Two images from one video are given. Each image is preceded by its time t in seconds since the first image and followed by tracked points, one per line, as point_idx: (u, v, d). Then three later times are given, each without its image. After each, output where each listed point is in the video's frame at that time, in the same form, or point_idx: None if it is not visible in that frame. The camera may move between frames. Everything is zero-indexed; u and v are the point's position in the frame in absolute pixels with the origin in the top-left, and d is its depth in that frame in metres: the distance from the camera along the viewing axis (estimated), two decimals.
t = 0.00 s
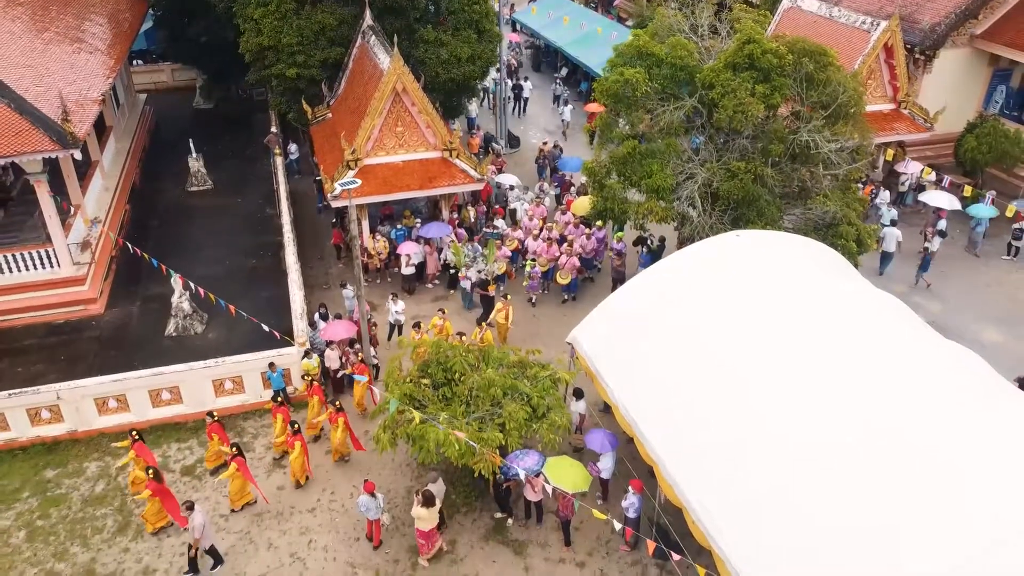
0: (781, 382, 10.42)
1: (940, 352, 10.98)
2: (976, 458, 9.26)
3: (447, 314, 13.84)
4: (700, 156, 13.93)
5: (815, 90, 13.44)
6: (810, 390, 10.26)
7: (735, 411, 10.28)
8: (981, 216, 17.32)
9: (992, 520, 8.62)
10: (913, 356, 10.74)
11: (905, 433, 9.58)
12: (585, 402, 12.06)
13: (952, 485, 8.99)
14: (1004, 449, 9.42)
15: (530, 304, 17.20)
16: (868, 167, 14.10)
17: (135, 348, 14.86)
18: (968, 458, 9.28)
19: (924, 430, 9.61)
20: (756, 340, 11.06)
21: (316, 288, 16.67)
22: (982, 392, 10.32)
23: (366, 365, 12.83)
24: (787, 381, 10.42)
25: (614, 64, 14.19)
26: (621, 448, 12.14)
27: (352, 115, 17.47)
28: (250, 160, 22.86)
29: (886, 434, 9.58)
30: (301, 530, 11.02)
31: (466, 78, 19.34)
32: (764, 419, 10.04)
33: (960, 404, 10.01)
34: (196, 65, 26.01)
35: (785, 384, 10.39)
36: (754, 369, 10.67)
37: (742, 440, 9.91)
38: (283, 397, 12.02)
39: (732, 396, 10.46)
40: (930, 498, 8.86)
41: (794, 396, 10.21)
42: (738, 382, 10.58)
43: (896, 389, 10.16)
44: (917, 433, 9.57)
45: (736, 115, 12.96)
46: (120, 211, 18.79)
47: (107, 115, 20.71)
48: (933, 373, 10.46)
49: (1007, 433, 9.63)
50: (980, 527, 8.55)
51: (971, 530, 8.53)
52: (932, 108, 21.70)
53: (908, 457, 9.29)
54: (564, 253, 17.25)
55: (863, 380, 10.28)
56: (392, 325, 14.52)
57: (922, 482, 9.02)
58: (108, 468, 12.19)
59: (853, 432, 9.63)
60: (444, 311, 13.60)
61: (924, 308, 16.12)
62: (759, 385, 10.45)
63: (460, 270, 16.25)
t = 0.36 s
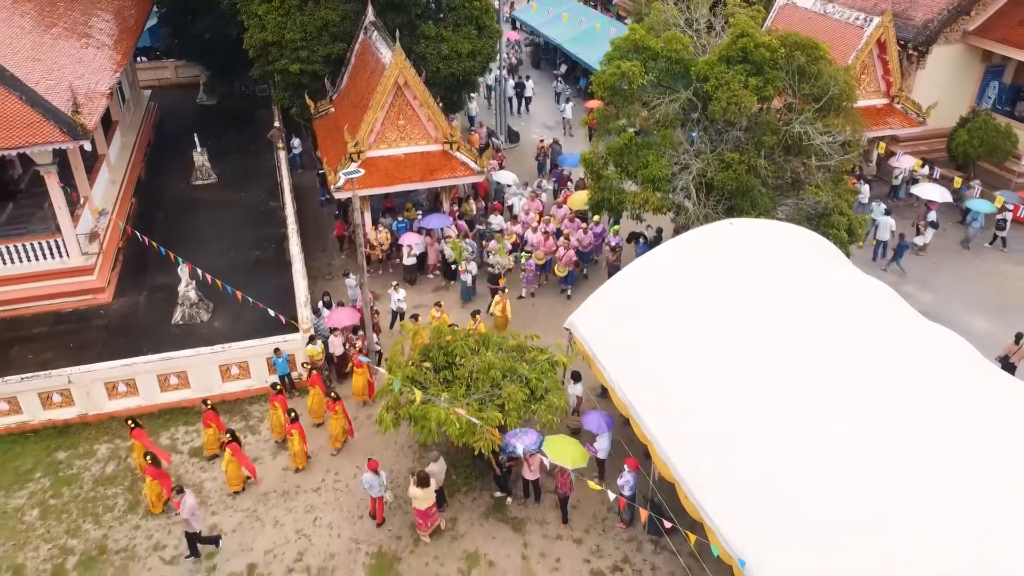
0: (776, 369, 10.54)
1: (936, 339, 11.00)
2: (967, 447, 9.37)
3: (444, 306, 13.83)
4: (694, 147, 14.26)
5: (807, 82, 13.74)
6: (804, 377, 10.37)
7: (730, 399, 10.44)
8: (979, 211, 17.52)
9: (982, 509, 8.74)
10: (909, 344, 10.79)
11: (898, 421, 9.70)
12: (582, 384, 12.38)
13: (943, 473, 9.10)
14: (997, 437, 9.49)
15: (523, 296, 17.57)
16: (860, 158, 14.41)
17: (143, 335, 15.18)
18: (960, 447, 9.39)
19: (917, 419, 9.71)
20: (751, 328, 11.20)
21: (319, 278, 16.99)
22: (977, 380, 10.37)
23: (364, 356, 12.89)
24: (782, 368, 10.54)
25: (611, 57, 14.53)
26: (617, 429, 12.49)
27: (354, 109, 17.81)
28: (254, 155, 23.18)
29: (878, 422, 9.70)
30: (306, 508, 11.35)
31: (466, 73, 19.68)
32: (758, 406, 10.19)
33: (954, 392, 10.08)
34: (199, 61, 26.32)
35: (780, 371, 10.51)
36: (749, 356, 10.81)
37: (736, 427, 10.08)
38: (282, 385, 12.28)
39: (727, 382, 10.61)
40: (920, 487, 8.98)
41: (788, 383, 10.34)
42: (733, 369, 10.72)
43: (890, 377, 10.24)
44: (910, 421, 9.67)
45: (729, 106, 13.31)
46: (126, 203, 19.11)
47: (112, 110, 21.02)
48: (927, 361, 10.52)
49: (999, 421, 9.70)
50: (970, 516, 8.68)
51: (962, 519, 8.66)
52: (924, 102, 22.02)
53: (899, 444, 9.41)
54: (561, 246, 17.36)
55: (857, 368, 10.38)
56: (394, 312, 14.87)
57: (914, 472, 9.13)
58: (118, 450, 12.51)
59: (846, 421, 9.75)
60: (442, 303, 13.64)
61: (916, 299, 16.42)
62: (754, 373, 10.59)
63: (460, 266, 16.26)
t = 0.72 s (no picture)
0: (768, 354, 10.33)
1: (935, 331, 10.72)
2: (964, 435, 8.95)
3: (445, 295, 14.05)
4: (689, 138, 14.59)
5: (799, 74, 14.08)
6: (797, 362, 10.12)
7: (721, 382, 10.23)
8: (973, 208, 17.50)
9: (975, 498, 8.30)
10: (906, 334, 10.47)
11: (891, 406, 9.33)
12: (578, 367, 12.61)
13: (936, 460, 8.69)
14: (993, 432, 8.97)
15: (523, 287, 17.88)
16: (852, 150, 14.73)
17: (150, 323, 15.50)
18: (955, 435, 8.96)
19: (911, 405, 9.33)
20: (747, 315, 10.98)
21: (323, 268, 17.31)
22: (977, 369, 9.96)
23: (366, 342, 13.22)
24: (774, 353, 10.33)
25: (607, 51, 14.83)
26: (615, 411, 12.81)
27: (357, 103, 18.14)
28: (257, 150, 23.49)
29: (871, 409, 9.36)
30: (311, 487, 11.68)
31: (466, 68, 20.02)
32: (748, 390, 9.94)
33: (950, 380, 9.69)
34: (203, 58, 26.62)
35: (772, 356, 10.29)
36: (742, 342, 10.61)
37: (726, 410, 9.87)
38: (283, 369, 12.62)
39: (719, 366, 10.42)
40: (911, 473, 8.60)
41: (779, 368, 10.10)
42: (726, 354, 10.55)
43: (884, 363, 9.92)
44: (903, 407, 9.31)
45: (723, 98, 13.64)
46: (132, 196, 19.42)
47: (118, 105, 21.32)
48: (925, 349, 10.19)
49: (1000, 409, 9.28)
50: (961, 505, 8.26)
51: (953, 508, 8.24)
52: (916, 96, 22.32)
53: (893, 430, 9.05)
54: (559, 239, 17.67)
55: (851, 354, 10.09)
56: (396, 300, 15.22)
57: (909, 461, 8.72)
58: (127, 432, 12.83)
59: (836, 408, 9.41)
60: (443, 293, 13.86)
61: (909, 289, 16.70)
62: (746, 357, 10.39)
63: (458, 260, 16.40)
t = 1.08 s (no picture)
0: (763, 345, 10.22)
1: (944, 330, 10.30)
2: (962, 417, 8.62)
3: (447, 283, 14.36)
4: (685, 129, 14.92)
5: (792, 67, 14.40)
6: (792, 354, 9.99)
7: (714, 370, 10.16)
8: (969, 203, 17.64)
9: (974, 490, 7.80)
10: (910, 330, 10.14)
11: (888, 398, 9.02)
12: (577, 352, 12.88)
13: (935, 452, 8.24)
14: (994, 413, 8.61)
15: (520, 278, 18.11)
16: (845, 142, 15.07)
17: (157, 311, 15.84)
18: (955, 427, 8.53)
19: (911, 397, 8.97)
20: (743, 305, 10.96)
21: (326, 258, 17.65)
22: (988, 365, 9.48)
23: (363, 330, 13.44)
24: (769, 345, 10.21)
25: (605, 44, 15.16)
26: (612, 395, 13.11)
27: (360, 96, 18.48)
28: (260, 144, 23.82)
29: (865, 393, 9.17)
30: (316, 467, 12.01)
31: (466, 64, 20.35)
32: (741, 376, 9.90)
33: (955, 374, 9.26)
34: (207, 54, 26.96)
35: (767, 347, 10.18)
36: (738, 334, 10.52)
37: (718, 398, 9.78)
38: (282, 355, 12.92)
39: (713, 355, 10.36)
40: (904, 453, 8.30)
41: (774, 358, 9.98)
42: (721, 345, 10.47)
43: (883, 356, 9.66)
44: (899, 393, 9.05)
45: (717, 89, 13.98)
46: (138, 188, 19.76)
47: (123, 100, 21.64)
48: (930, 346, 9.83)
49: (1008, 402, 8.82)
50: (959, 495, 7.79)
51: (949, 498, 7.79)
52: (910, 91, 22.63)
53: (889, 420, 8.74)
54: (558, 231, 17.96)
55: (849, 347, 9.89)
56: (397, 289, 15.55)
57: (905, 451, 8.33)
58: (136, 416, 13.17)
59: (831, 399, 9.19)
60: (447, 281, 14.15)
61: (902, 279, 17.00)
62: (741, 348, 10.30)
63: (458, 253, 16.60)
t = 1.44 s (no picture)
0: (758, 336, 10.24)
1: (943, 323, 10.24)
2: (947, 401, 8.73)
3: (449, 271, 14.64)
4: (680, 121, 15.26)
5: (785, 60, 14.73)
6: (787, 345, 9.98)
7: (709, 362, 10.21)
8: (965, 198, 17.95)
9: (966, 483, 7.79)
10: (907, 325, 10.11)
11: (882, 389, 8.98)
12: (574, 338, 13.17)
13: (927, 445, 8.23)
14: (978, 400, 8.73)
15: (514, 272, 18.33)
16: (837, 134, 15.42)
17: (164, 300, 16.16)
18: (940, 410, 8.64)
19: (905, 389, 8.94)
20: (740, 297, 11.00)
21: (329, 249, 17.98)
22: (985, 359, 9.43)
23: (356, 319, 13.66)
24: (764, 337, 10.22)
25: (602, 39, 15.48)
26: (609, 379, 13.45)
27: (362, 90, 18.81)
28: (263, 139, 24.15)
29: (852, 375, 9.33)
30: (321, 449, 12.35)
31: (466, 59, 20.68)
32: (731, 359, 10.07)
33: (951, 367, 9.22)
34: (210, 50, 27.29)
35: (762, 339, 10.19)
36: (733, 326, 10.53)
37: (712, 388, 9.82)
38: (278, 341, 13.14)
39: (708, 347, 10.40)
40: (888, 435, 8.45)
41: (766, 344, 10.10)
42: (716, 336, 10.49)
43: (877, 349, 9.64)
44: (884, 377, 9.19)
45: (711, 82, 14.33)
46: (144, 181, 20.08)
47: (129, 95, 21.96)
48: (929, 339, 9.79)
49: (999, 391, 8.87)
50: (950, 486, 7.78)
51: (940, 487, 7.78)
52: (903, 87, 22.96)
53: (883, 411, 8.72)
54: (556, 226, 18.22)
55: (851, 351, 9.68)
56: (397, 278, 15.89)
57: (897, 443, 8.33)
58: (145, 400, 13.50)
59: (824, 390, 9.17)
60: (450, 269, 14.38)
61: (894, 268, 17.29)
62: (736, 339, 10.33)
63: (459, 247, 16.79)
